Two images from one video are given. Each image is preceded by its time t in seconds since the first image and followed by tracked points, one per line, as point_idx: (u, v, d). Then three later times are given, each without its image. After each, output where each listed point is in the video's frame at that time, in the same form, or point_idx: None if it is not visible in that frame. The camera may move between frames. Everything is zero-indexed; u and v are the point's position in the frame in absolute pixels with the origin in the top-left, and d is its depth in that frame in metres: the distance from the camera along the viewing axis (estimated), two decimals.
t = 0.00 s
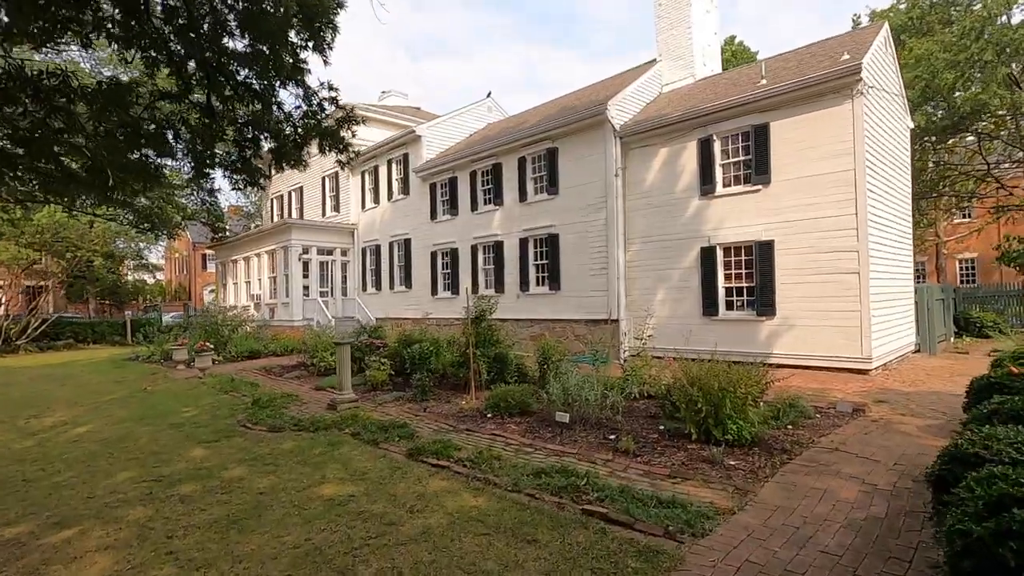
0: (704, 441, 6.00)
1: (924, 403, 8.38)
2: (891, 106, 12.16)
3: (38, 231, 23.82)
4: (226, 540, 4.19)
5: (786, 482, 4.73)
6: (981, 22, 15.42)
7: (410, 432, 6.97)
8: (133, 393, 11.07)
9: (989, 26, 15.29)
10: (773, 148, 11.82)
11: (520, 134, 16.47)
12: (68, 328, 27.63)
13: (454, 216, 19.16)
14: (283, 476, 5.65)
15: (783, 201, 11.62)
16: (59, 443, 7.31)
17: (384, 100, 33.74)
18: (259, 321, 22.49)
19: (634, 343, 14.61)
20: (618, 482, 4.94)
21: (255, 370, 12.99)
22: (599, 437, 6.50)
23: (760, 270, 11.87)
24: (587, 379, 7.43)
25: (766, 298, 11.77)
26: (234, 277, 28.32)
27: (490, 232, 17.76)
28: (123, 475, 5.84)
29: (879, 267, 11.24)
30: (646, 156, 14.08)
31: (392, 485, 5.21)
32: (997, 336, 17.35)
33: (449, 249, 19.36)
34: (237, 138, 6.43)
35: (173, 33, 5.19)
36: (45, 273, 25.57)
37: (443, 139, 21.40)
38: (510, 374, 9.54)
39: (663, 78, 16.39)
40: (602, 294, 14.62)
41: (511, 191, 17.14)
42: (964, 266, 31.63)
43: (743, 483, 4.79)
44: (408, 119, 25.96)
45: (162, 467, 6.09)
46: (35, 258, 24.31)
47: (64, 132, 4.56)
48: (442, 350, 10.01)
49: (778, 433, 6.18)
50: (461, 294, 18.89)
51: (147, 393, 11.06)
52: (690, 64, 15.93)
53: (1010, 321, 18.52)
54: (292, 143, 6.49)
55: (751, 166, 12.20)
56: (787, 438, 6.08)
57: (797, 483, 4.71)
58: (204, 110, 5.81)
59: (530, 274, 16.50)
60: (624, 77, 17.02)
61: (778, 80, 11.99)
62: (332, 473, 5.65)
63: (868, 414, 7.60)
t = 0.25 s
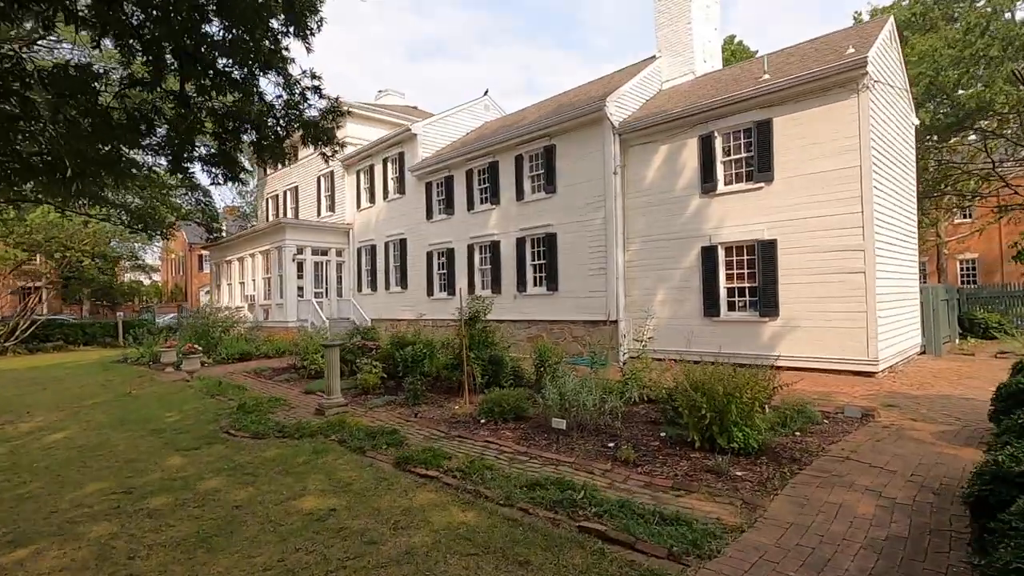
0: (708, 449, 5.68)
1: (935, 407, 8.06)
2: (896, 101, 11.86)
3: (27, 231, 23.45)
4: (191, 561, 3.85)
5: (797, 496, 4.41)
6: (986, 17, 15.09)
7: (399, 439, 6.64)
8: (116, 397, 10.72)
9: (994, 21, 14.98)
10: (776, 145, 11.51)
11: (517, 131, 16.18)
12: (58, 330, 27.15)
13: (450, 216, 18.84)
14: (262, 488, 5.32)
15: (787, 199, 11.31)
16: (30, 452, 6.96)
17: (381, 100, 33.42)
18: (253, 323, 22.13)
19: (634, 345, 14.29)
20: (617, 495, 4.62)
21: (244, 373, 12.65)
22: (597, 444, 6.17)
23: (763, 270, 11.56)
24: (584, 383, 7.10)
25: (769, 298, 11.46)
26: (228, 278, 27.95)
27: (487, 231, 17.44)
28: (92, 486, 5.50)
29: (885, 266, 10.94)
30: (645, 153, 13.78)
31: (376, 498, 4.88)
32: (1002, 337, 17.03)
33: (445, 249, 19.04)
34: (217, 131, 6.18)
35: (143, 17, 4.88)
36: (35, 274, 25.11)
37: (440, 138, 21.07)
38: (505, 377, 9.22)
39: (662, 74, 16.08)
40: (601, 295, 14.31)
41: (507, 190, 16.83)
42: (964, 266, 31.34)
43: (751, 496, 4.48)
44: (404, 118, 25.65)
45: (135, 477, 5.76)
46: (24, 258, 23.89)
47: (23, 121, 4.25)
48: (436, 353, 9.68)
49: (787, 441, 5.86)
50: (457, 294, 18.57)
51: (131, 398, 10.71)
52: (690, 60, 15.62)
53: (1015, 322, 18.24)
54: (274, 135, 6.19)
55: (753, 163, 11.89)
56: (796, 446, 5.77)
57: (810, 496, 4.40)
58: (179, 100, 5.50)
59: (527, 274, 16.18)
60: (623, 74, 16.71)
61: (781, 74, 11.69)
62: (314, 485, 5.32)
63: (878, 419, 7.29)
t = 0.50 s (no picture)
0: (705, 462, 5.38)
1: (939, 414, 7.79)
2: (897, 99, 11.61)
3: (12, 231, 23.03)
4: None
5: (800, 515, 4.12)
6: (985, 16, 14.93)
7: (381, 449, 6.33)
8: (93, 403, 10.35)
9: (995, 20, 14.81)
10: (774, 143, 11.23)
11: (510, 129, 15.85)
12: (43, 332, 26.58)
13: (443, 215, 18.52)
14: (230, 504, 4.99)
15: (785, 199, 11.03)
16: None
17: (375, 98, 33.09)
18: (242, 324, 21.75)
19: (629, 348, 14.00)
20: (608, 514, 4.32)
21: (228, 377, 12.31)
22: (588, 455, 5.88)
23: (761, 271, 11.28)
24: (576, 389, 6.79)
25: (767, 301, 11.19)
26: (219, 278, 27.55)
27: (480, 232, 17.13)
28: (49, 502, 5.16)
29: (886, 268, 10.68)
30: (641, 152, 13.48)
31: (350, 516, 4.56)
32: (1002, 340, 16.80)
33: (438, 249, 18.72)
34: (189, 123, 5.89)
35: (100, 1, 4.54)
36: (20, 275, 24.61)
37: (433, 137, 20.74)
38: (495, 382, 8.90)
39: (658, 72, 15.80)
40: (595, 296, 14.02)
41: (501, 189, 16.52)
42: (961, 268, 31.18)
43: (751, 515, 4.18)
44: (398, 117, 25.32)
45: (97, 491, 5.42)
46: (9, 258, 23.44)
47: None
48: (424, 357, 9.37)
49: (788, 453, 5.56)
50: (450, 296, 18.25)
51: (108, 402, 10.34)
52: (687, 57, 15.33)
53: (1014, 324, 18.03)
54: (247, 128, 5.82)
55: (751, 162, 11.61)
56: (797, 458, 5.47)
57: (813, 516, 4.10)
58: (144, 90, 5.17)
59: (521, 275, 15.88)
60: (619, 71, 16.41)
61: (780, 71, 11.41)
62: (286, 501, 4.99)
63: (882, 427, 7.01)
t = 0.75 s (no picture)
0: (696, 470, 5.08)
1: (939, 417, 7.53)
2: (895, 94, 11.36)
3: None
4: None
5: (796, 531, 3.82)
6: (983, 11, 14.98)
7: (356, 456, 6.00)
8: (64, 406, 9.96)
9: (992, 15, 14.84)
10: (769, 138, 10.96)
11: (501, 125, 15.53)
12: (25, 331, 26.06)
13: (433, 213, 18.19)
14: (189, 517, 4.66)
15: (780, 195, 10.76)
16: None
17: (366, 96, 32.72)
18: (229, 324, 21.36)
19: (620, 348, 13.71)
20: (591, 529, 4.01)
21: (208, 378, 11.95)
22: (573, 462, 5.57)
23: (756, 269, 11.00)
24: (562, 392, 6.48)
25: (762, 300, 10.92)
26: (207, 277, 27.13)
27: (470, 230, 16.82)
28: None
29: (883, 266, 10.41)
30: (633, 148, 13.19)
31: (314, 531, 4.24)
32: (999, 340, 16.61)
33: (428, 248, 18.40)
34: (152, 111, 5.57)
35: None
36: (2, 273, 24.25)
37: (423, 134, 20.41)
38: (480, 384, 8.60)
39: (651, 67, 15.51)
40: (587, 296, 13.73)
41: (491, 186, 16.20)
42: (955, 267, 31.07)
43: (743, 530, 3.88)
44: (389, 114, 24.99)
45: (48, 503, 5.07)
46: None
47: None
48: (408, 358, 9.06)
49: (783, 460, 5.27)
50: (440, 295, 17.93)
51: (80, 405, 9.95)
52: (680, 52, 15.05)
53: (1010, 324, 17.87)
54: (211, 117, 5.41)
55: (745, 158, 11.33)
56: (793, 465, 5.18)
57: (811, 531, 3.81)
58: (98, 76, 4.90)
59: (511, 274, 15.57)
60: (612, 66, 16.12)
61: (775, 65, 11.14)
62: (248, 513, 4.66)
63: (880, 431, 6.74)
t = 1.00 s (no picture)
0: (688, 485, 4.80)
1: (940, 423, 7.29)
2: (892, 91, 11.13)
3: None
4: None
5: (795, 555, 3.55)
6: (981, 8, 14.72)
7: (332, 468, 5.70)
8: (36, 413, 9.59)
9: (990, 11, 14.62)
10: (765, 136, 10.71)
11: (492, 124, 15.24)
12: (9, 334, 25.52)
13: (424, 214, 17.88)
14: (146, 537, 4.35)
15: (777, 195, 10.51)
16: None
17: (359, 94, 32.38)
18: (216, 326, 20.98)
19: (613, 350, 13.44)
20: (574, 552, 3.73)
21: (190, 383, 11.60)
22: (559, 475, 5.29)
23: (751, 271, 10.75)
24: (549, 400, 6.19)
25: (757, 302, 10.67)
26: (195, 278, 26.71)
27: (461, 230, 16.52)
28: None
29: (881, 267, 10.17)
30: (626, 146, 12.92)
31: (277, 554, 3.94)
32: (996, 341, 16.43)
33: (418, 248, 18.09)
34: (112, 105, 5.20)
35: None
36: None
37: (414, 133, 20.09)
38: (467, 390, 8.31)
39: (645, 65, 15.22)
40: (579, 298, 13.45)
41: (482, 186, 15.91)
42: (950, 268, 30.95)
43: (739, 554, 3.60)
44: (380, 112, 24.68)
45: None
46: None
47: None
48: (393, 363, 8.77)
49: (780, 473, 4.99)
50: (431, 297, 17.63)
51: (52, 413, 9.59)
52: (674, 49, 14.77)
53: (1007, 325, 17.71)
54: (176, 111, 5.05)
55: (740, 157, 11.08)
56: (790, 478, 4.92)
57: (811, 555, 3.54)
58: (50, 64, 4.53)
59: (503, 275, 15.29)
60: (605, 64, 15.85)
61: (771, 61, 10.90)
62: (209, 534, 4.35)
63: (881, 439, 6.48)
